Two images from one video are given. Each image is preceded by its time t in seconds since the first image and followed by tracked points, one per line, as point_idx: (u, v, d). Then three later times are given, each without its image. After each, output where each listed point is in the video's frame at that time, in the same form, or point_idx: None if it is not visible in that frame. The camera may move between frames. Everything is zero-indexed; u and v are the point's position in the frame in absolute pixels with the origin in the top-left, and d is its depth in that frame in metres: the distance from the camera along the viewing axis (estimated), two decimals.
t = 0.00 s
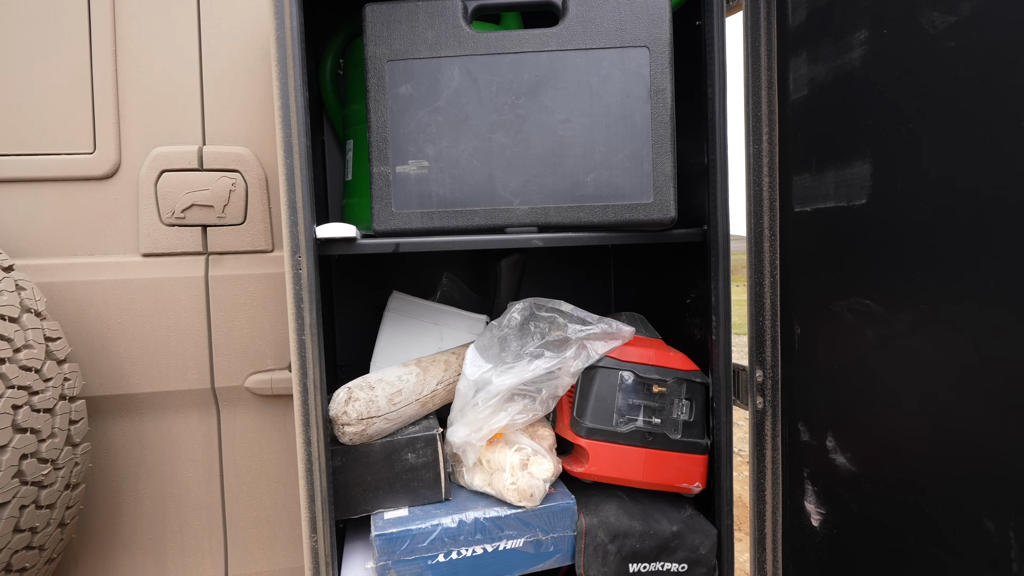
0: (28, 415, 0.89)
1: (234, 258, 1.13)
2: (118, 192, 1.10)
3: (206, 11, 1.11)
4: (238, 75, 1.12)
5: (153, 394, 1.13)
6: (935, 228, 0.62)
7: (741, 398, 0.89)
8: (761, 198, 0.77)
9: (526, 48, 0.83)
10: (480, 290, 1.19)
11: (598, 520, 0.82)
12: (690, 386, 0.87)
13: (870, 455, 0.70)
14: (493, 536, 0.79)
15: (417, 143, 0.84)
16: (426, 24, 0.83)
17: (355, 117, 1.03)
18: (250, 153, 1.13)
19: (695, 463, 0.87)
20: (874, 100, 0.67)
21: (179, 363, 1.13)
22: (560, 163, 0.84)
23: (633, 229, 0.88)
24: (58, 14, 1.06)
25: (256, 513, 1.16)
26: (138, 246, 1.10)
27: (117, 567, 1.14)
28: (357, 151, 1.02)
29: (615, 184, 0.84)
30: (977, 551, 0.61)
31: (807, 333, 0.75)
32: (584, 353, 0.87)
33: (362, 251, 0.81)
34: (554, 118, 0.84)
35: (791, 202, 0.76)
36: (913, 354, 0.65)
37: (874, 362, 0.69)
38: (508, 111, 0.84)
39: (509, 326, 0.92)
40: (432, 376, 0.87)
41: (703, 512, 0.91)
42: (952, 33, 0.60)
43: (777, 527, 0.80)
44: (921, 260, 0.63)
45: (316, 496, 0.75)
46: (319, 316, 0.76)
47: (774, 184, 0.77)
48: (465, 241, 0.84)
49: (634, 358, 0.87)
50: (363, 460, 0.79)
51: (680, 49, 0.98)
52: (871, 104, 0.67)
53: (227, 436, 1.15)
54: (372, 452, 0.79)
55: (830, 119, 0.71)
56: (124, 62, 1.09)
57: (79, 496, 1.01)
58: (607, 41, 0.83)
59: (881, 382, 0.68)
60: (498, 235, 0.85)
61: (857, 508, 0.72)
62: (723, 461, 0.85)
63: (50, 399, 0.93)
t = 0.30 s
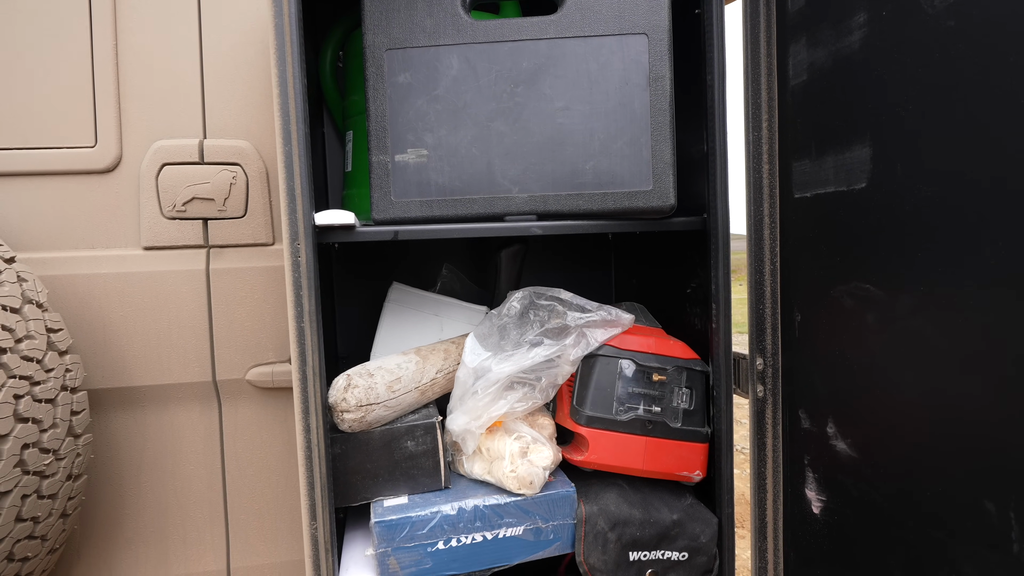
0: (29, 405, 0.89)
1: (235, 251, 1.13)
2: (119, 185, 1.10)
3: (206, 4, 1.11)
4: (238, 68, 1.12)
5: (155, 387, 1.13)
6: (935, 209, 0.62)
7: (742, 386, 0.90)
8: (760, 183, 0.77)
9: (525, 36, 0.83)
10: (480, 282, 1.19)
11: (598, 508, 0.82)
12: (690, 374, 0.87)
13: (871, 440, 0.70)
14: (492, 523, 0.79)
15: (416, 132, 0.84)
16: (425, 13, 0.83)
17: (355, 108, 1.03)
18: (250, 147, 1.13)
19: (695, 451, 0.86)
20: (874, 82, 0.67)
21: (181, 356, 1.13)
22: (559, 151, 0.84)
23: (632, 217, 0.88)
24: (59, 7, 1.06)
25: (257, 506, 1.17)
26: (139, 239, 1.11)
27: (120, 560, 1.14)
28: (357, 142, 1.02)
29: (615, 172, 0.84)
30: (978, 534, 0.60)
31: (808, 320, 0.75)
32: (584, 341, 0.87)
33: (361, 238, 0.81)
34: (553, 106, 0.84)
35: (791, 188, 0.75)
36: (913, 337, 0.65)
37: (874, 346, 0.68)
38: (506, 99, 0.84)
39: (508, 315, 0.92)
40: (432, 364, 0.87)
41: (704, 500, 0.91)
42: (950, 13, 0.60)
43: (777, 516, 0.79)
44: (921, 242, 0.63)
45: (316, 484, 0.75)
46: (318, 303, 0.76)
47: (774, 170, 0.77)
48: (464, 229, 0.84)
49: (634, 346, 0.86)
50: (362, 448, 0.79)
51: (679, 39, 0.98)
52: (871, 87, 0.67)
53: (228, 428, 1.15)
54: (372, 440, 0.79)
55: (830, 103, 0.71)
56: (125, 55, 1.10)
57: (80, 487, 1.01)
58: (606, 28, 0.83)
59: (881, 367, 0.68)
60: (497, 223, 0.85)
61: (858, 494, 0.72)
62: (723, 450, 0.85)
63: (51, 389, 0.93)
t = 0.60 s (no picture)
0: (26, 388, 0.89)
1: (232, 238, 1.13)
2: (116, 172, 1.10)
3: None
4: (234, 55, 1.12)
5: (153, 373, 1.13)
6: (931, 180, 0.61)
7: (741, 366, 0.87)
8: (755, 162, 0.77)
9: (519, 15, 0.83)
10: (477, 268, 1.19)
11: (594, 488, 0.82)
12: (686, 354, 0.87)
13: (867, 417, 0.69)
14: (488, 503, 0.79)
15: (411, 112, 0.84)
16: None
17: (350, 92, 1.02)
18: (246, 133, 1.13)
19: (692, 432, 0.86)
20: (870, 55, 0.66)
21: (178, 343, 1.13)
22: (554, 130, 0.84)
23: (628, 197, 0.87)
24: None
25: (255, 493, 1.16)
26: (136, 227, 1.10)
27: (119, 547, 1.14)
28: (352, 126, 1.02)
29: (610, 151, 0.84)
30: (973, 503, 0.59)
31: (804, 299, 0.74)
32: (579, 320, 0.87)
33: (355, 218, 0.81)
34: (547, 85, 0.83)
35: (786, 165, 0.75)
36: (909, 310, 0.64)
37: (870, 321, 0.68)
38: (501, 78, 0.83)
39: (504, 296, 0.92)
40: (427, 345, 0.87)
41: (701, 482, 0.91)
42: None
43: (775, 495, 0.79)
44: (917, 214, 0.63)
45: (311, 463, 0.75)
46: (312, 281, 0.76)
47: (770, 148, 0.76)
48: (460, 209, 0.84)
49: (630, 327, 0.86)
50: (357, 428, 0.79)
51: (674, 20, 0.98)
52: (867, 59, 0.66)
53: (226, 415, 1.15)
54: (367, 419, 0.79)
55: (825, 78, 0.70)
56: (120, 41, 1.09)
57: (78, 471, 1.01)
58: (600, 7, 0.83)
59: (877, 341, 0.67)
60: (492, 203, 0.85)
61: (854, 470, 0.71)
62: (721, 430, 0.85)
63: (48, 373, 0.93)
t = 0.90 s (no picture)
0: (19, 370, 0.89)
1: (226, 224, 1.11)
2: (108, 157, 1.08)
3: None
4: (226, 38, 1.10)
5: (147, 359, 1.12)
6: (924, 147, 0.61)
7: (735, 345, 0.90)
8: (750, 139, 0.75)
9: None
10: (472, 252, 1.19)
11: (590, 465, 0.82)
12: (681, 332, 0.87)
13: (861, 389, 0.69)
14: (483, 480, 0.79)
15: (403, 89, 0.83)
16: None
17: (343, 72, 1.02)
18: (239, 118, 1.11)
19: (687, 409, 0.86)
20: (863, 24, 0.66)
21: (173, 328, 1.12)
22: (548, 107, 0.83)
23: (622, 174, 0.87)
24: None
25: (253, 479, 1.15)
26: (129, 212, 1.09)
27: (115, 535, 1.12)
28: (344, 106, 1.01)
29: (604, 127, 0.83)
30: (968, 469, 0.60)
31: (799, 273, 0.74)
32: (574, 297, 0.87)
33: (348, 194, 0.80)
34: (541, 61, 0.83)
35: (781, 140, 0.75)
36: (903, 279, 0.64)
37: (864, 292, 0.68)
38: (494, 55, 0.83)
39: (498, 275, 0.92)
40: (421, 324, 0.87)
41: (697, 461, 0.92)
42: None
43: (770, 471, 0.79)
44: (910, 183, 0.62)
45: (305, 441, 0.75)
46: (304, 257, 0.75)
47: (764, 126, 0.75)
48: (454, 187, 0.84)
49: (625, 305, 0.86)
50: (352, 406, 0.79)
51: None
52: (860, 29, 0.66)
53: (222, 401, 1.14)
54: (361, 397, 0.79)
55: (819, 49, 0.70)
56: (111, 25, 1.07)
57: (73, 455, 1.01)
58: None
59: (871, 312, 0.67)
60: (486, 180, 0.84)
61: (848, 443, 0.71)
62: (716, 406, 0.85)
63: (41, 355, 0.93)
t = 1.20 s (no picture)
0: (12, 356, 0.87)
1: (221, 212, 1.08)
2: (102, 146, 1.04)
3: None
4: (220, 24, 1.06)
5: (143, 348, 1.07)
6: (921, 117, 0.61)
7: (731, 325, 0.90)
8: (747, 118, 0.76)
9: None
10: (468, 238, 1.19)
11: (587, 446, 0.82)
12: (678, 313, 0.87)
13: (857, 365, 0.69)
14: (481, 461, 0.78)
15: (397, 70, 0.83)
16: None
17: (337, 56, 1.00)
18: (234, 106, 1.07)
19: (685, 390, 0.86)
20: None
21: (168, 317, 1.07)
22: (544, 87, 0.83)
23: (618, 154, 0.87)
24: None
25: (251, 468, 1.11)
26: (123, 200, 1.05)
27: (112, 527, 1.09)
28: (339, 90, 1.00)
29: (600, 107, 0.83)
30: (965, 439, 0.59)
31: (796, 251, 0.75)
32: (571, 278, 0.86)
33: (342, 174, 0.80)
34: (536, 41, 0.82)
35: (778, 118, 0.75)
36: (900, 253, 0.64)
37: (861, 267, 0.68)
38: (489, 35, 0.82)
39: (494, 257, 0.91)
40: (418, 306, 0.87)
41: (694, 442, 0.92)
42: None
43: (768, 452, 0.80)
44: (906, 154, 0.62)
45: (302, 422, 0.74)
46: (298, 237, 0.75)
47: (761, 105, 0.76)
48: (449, 168, 0.83)
49: (622, 286, 0.86)
50: (349, 387, 0.79)
51: None
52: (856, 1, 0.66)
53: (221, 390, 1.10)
54: (358, 378, 0.79)
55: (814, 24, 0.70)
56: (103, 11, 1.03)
57: (69, 443, 1.00)
58: None
59: (867, 287, 0.67)
60: (481, 161, 0.84)
61: (845, 419, 0.71)
62: (712, 387, 0.85)
63: (35, 342, 0.91)
